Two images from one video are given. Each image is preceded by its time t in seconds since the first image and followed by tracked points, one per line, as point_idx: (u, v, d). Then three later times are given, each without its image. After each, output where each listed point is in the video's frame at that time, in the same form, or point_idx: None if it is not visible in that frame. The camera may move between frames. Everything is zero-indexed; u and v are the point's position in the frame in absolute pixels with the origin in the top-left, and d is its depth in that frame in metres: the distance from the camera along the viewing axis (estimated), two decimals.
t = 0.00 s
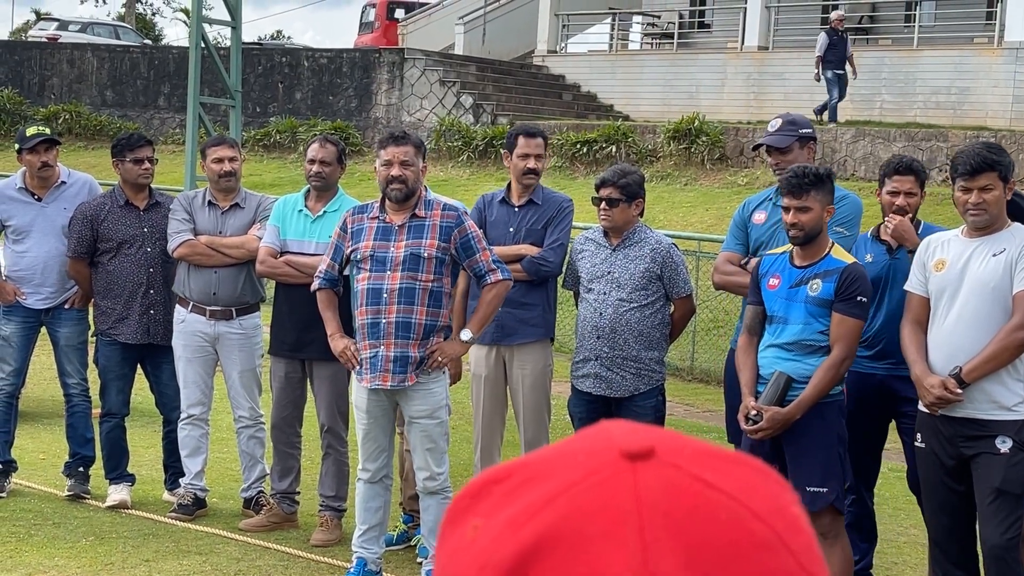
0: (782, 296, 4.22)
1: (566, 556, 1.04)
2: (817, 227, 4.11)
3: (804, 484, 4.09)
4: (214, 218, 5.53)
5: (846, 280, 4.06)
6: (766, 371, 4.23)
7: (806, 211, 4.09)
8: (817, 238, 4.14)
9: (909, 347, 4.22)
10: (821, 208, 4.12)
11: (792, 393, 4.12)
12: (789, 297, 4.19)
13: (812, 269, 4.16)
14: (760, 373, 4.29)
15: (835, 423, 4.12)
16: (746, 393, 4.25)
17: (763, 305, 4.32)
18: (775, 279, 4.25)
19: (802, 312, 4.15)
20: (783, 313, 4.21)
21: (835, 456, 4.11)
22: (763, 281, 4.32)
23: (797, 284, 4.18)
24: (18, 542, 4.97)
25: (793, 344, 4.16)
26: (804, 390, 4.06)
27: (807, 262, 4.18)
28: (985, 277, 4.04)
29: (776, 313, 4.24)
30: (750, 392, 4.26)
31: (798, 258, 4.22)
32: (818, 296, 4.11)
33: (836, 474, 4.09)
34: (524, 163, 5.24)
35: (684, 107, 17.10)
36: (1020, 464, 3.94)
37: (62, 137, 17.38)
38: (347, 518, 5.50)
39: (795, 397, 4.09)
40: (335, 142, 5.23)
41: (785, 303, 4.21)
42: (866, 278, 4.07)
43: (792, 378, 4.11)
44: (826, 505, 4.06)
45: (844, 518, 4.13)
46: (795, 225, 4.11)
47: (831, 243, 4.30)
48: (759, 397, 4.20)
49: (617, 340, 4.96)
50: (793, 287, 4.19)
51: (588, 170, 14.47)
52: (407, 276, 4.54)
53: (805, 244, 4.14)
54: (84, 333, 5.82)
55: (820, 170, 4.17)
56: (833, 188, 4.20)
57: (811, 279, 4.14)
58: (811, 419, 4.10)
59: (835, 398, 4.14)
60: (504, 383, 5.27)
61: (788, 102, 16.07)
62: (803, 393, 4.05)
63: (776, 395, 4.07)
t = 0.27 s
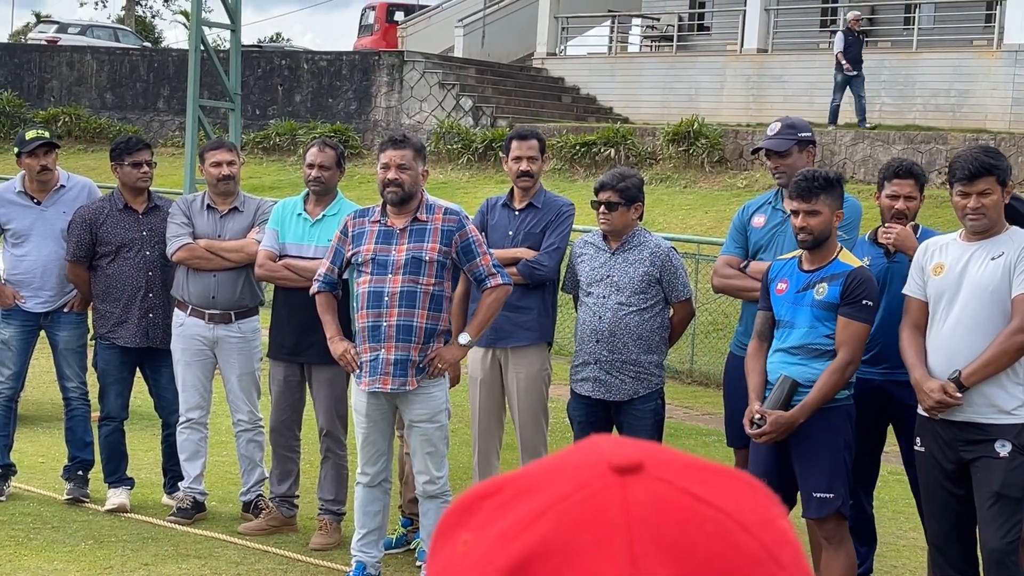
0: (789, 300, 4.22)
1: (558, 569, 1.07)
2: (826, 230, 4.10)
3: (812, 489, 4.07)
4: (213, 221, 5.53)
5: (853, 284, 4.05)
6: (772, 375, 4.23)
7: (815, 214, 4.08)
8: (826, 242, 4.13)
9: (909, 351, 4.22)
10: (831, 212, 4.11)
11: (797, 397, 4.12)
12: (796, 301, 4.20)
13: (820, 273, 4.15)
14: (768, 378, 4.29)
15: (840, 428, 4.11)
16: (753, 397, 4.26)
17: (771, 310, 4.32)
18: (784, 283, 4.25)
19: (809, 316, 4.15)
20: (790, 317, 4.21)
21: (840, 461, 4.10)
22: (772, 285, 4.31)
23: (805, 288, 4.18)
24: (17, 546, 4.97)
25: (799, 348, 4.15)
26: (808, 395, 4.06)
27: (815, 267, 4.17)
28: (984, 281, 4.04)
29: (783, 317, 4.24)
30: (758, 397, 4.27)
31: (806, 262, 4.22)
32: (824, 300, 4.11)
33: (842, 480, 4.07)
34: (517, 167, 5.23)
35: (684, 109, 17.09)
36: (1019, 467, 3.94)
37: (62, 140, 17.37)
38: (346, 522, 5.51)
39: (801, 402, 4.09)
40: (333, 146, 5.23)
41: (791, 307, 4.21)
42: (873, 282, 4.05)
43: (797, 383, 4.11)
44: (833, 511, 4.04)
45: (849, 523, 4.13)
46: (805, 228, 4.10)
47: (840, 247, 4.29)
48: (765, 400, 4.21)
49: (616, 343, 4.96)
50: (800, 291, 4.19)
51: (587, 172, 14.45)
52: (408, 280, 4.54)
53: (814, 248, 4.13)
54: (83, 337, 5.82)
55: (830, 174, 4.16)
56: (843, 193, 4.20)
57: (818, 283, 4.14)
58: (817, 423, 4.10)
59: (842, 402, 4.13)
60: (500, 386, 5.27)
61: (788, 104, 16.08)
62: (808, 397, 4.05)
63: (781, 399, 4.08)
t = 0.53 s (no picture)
0: (792, 305, 4.22)
1: None
2: (829, 235, 4.09)
3: (818, 495, 4.07)
4: (210, 226, 5.53)
5: (856, 288, 4.05)
6: (776, 381, 4.22)
7: (818, 219, 4.08)
8: (830, 247, 4.12)
9: (906, 356, 4.22)
10: (834, 216, 4.11)
11: (801, 402, 4.12)
12: (798, 306, 4.19)
13: (823, 278, 4.15)
14: (773, 384, 4.28)
15: (844, 432, 4.10)
16: (758, 403, 4.25)
17: (776, 316, 4.32)
18: (787, 288, 4.25)
19: (812, 321, 4.14)
20: (792, 322, 4.21)
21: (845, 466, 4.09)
22: (775, 291, 4.31)
23: (808, 293, 4.17)
24: (14, 550, 4.97)
25: (802, 353, 4.15)
26: (811, 400, 4.06)
27: (819, 271, 4.17)
28: (980, 286, 4.04)
29: (786, 322, 4.24)
30: (762, 404, 4.26)
31: (810, 267, 4.21)
32: (827, 304, 4.11)
33: (846, 486, 4.07)
34: (516, 171, 5.23)
35: (682, 113, 17.11)
36: (1016, 472, 3.94)
37: (60, 144, 17.38)
38: (344, 526, 5.50)
39: (804, 407, 4.09)
40: (329, 151, 5.23)
41: (794, 312, 4.21)
42: (876, 286, 4.05)
43: (801, 388, 4.11)
44: (837, 517, 4.03)
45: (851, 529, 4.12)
46: (807, 233, 4.10)
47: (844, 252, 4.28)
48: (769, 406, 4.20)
49: (614, 348, 4.96)
50: (803, 296, 4.19)
51: (585, 176, 14.44)
52: (405, 285, 4.53)
53: (817, 253, 4.13)
54: (80, 341, 5.82)
55: (833, 179, 4.15)
56: (847, 198, 4.19)
57: (821, 288, 4.14)
58: (822, 427, 4.09)
59: (846, 408, 4.12)
60: (498, 390, 5.27)
61: (786, 108, 16.10)
62: (810, 402, 4.04)
63: (785, 404, 4.08)
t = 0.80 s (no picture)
0: (794, 309, 4.22)
1: None
2: (830, 239, 4.09)
3: (822, 499, 4.07)
4: (209, 229, 5.53)
5: (858, 292, 4.05)
6: (779, 385, 4.22)
7: (819, 223, 4.08)
8: (831, 251, 4.12)
9: (904, 360, 4.22)
10: (834, 220, 4.11)
11: (804, 407, 4.12)
12: (800, 310, 4.19)
13: (825, 282, 4.15)
14: (775, 389, 4.28)
15: (846, 437, 4.10)
16: (761, 408, 4.25)
17: (778, 319, 4.32)
18: (789, 292, 4.25)
19: (814, 325, 4.14)
20: (794, 326, 4.21)
21: (849, 470, 4.09)
22: (777, 295, 4.31)
23: (810, 297, 4.17)
24: (12, 554, 4.96)
25: (805, 358, 4.15)
26: (815, 404, 4.05)
27: (821, 275, 4.17)
28: (978, 290, 4.03)
29: (788, 326, 4.24)
30: (765, 407, 4.26)
31: (812, 271, 4.21)
32: (829, 308, 4.11)
33: (850, 491, 4.07)
34: (517, 175, 5.23)
35: (681, 116, 17.12)
36: (1014, 476, 3.95)
37: (59, 147, 17.38)
38: (343, 530, 5.50)
39: (808, 411, 4.08)
40: (325, 155, 5.23)
41: (796, 316, 4.20)
42: (879, 290, 4.05)
43: (803, 392, 4.11)
44: (841, 521, 4.03)
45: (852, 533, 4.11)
46: (808, 237, 4.10)
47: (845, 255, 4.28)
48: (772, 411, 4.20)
49: (612, 351, 4.96)
50: (805, 300, 4.19)
51: (584, 179, 14.45)
52: (400, 289, 4.53)
53: (818, 257, 4.13)
54: (78, 345, 5.81)
55: (834, 182, 4.15)
56: (848, 202, 4.19)
57: (823, 292, 4.14)
58: (823, 430, 4.09)
59: (848, 412, 4.12)
60: (497, 394, 5.27)
61: (784, 111, 16.11)
62: (814, 407, 4.04)
63: (788, 409, 4.07)
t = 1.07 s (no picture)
0: (790, 313, 4.22)
1: None
2: (826, 244, 4.09)
3: (818, 503, 4.06)
4: (207, 233, 5.53)
5: (855, 298, 4.05)
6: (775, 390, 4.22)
7: (814, 228, 4.08)
8: (827, 255, 4.12)
9: (901, 363, 4.22)
10: (831, 224, 4.10)
11: (801, 412, 4.12)
12: (797, 315, 4.19)
13: (821, 286, 4.15)
14: (771, 393, 4.28)
15: (843, 441, 4.10)
16: (757, 412, 4.25)
17: (773, 323, 4.32)
18: (785, 296, 4.25)
19: (811, 330, 4.14)
20: (791, 331, 4.21)
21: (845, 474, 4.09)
22: (773, 299, 4.31)
23: (807, 301, 4.17)
24: (8, 559, 4.95)
25: (801, 362, 4.15)
26: (812, 409, 4.05)
27: (817, 280, 4.17)
28: (975, 294, 4.04)
29: (785, 330, 4.24)
30: (761, 412, 4.26)
31: (807, 276, 4.21)
32: (827, 313, 4.11)
33: (847, 494, 4.06)
34: (527, 176, 5.22)
35: (678, 121, 17.13)
36: (1011, 480, 3.95)
37: (56, 151, 17.37)
38: (340, 535, 5.49)
39: (805, 416, 4.09)
40: (321, 160, 5.23)
41: (793, 320, 4.21)
42: (876, 295, 4.05)
43: (800, 397, 4.11)
44: (838, 525, 4.02)
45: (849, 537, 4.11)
46: (805, 242, 4.10)
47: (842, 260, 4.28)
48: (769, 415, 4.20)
49: (610, 355, 4.96)
50: (802, 304, 4.19)
51: (582, 183, 14.44)
52: (395, 293, 4.53)
53: (814, 262, 4.13)
54: (76, 350, 5.81)
55: (829, 187, 4.15)
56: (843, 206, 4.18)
57: (819, 297, 4.14)
58: (820, 435, 4.09)
59: (845, 417, 4.12)
60: (495, 398, 5.27)
61: (781, 115, 16.13)
62: (811, 412, 4.04)
63: (785, 414, 4.08)
